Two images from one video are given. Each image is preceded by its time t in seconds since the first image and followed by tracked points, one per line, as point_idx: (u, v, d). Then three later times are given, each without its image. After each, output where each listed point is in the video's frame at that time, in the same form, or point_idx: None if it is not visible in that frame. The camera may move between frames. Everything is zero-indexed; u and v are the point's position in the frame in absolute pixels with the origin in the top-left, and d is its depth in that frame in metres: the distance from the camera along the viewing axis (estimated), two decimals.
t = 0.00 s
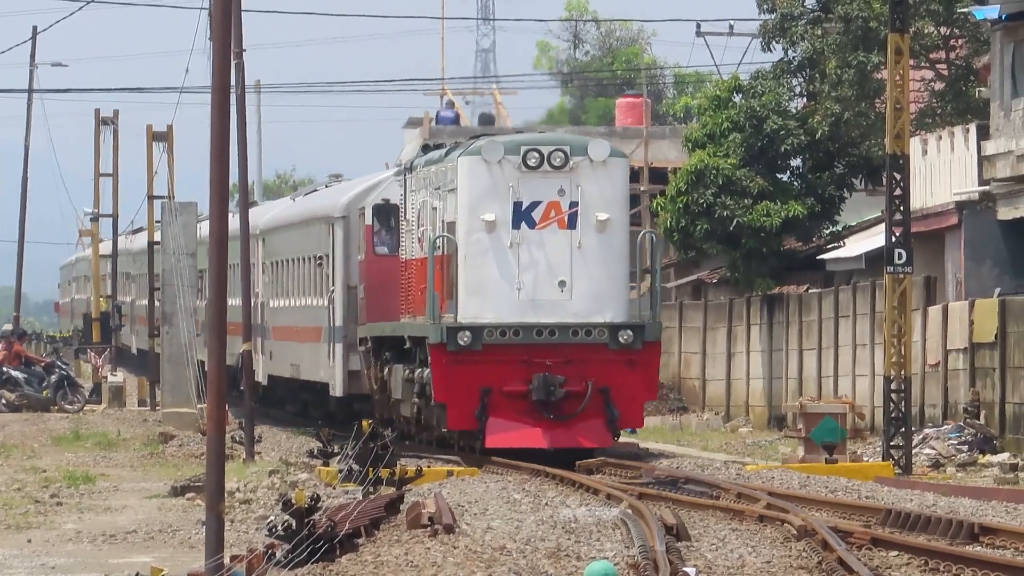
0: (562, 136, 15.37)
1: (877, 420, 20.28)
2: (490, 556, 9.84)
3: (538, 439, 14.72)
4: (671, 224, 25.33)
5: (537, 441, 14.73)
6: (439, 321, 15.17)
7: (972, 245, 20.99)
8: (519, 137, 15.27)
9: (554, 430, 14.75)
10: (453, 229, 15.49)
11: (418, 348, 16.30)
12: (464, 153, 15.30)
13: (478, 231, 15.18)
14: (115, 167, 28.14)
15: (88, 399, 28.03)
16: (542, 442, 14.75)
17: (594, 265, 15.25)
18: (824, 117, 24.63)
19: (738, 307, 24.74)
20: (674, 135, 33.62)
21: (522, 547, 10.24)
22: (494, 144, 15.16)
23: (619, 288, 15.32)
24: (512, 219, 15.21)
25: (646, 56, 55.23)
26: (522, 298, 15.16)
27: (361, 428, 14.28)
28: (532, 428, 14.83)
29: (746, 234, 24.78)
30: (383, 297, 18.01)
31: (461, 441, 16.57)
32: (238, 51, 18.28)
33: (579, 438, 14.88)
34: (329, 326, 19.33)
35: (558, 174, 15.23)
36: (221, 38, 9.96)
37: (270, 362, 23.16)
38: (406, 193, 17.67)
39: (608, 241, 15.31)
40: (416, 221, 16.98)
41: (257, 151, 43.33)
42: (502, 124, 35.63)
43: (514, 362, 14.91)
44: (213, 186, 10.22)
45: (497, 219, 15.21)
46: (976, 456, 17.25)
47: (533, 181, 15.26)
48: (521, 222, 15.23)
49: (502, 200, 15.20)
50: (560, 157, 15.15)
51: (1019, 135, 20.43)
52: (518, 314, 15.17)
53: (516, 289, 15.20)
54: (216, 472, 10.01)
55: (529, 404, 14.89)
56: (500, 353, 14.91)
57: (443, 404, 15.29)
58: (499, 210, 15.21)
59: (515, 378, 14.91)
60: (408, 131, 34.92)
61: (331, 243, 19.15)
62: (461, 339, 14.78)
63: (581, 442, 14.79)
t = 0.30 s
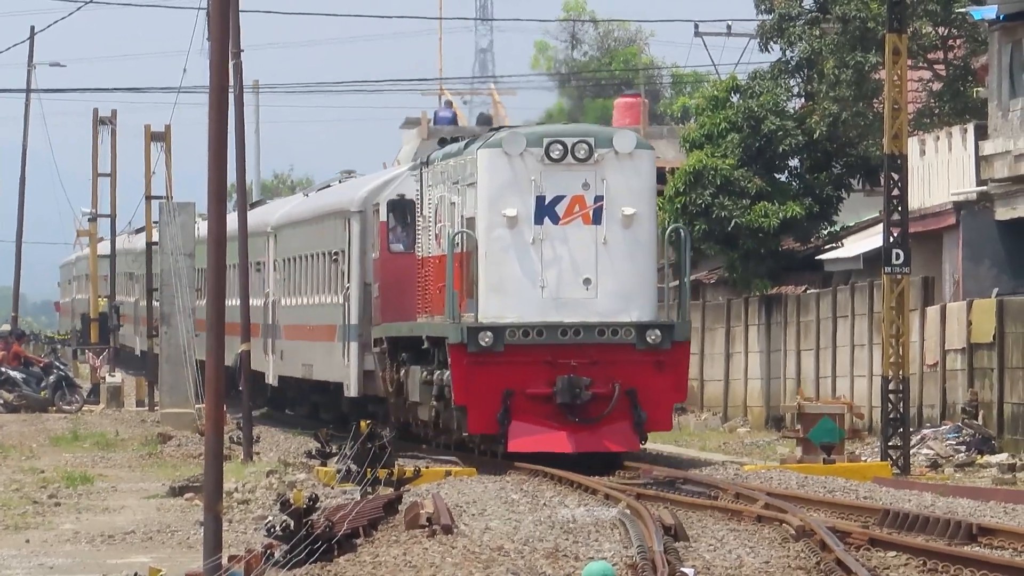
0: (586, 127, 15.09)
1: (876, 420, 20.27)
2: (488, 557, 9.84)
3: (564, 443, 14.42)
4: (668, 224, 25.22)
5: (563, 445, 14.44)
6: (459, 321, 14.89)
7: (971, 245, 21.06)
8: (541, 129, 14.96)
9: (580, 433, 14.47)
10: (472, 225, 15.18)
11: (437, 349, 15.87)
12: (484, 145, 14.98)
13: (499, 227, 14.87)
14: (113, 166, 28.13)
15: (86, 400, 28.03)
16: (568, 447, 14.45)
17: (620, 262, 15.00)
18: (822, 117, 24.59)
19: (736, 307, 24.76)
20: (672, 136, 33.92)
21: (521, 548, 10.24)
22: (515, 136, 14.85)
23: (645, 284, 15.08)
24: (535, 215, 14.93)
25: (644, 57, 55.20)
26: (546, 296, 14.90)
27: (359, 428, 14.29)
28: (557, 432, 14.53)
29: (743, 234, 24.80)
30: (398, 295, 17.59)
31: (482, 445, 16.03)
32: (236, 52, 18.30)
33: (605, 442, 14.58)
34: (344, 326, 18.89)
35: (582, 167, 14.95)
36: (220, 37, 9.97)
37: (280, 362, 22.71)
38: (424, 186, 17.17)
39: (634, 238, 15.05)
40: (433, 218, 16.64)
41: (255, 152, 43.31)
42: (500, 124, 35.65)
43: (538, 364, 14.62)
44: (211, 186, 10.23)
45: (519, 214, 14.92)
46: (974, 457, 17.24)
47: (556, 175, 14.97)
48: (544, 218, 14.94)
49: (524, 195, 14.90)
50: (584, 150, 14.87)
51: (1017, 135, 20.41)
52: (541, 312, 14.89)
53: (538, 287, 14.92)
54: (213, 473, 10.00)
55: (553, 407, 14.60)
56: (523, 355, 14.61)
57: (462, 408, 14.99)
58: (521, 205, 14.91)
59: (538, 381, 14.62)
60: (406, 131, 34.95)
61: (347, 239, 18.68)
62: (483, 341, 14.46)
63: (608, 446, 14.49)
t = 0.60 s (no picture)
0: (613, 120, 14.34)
1: (874, 422, 20.26)
2: (485, 559, 9.84)
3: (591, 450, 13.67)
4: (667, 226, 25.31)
5: (589, 453, 13.69)
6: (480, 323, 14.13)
7: (968, 248, 21.10)
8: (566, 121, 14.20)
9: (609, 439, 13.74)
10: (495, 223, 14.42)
11: (458, 351, 15.15)
12: (506, 139, 14.23)
13: (522, 225, 14.12)
14: (110, 168, 28.12)
15: (84, 402, 28.04)
16: (595, 455, 13.70)
17: (649, 260, 14.21)
18: (819, 119, 24.64)
19: (734, 310, 24.77)
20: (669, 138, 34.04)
21: (518, 550, 10.24)
22: (540, 129, 14.08)
23: (676, 284, 14.30)
24: (561, 212, 14.16)
25: (642, 59, 55.21)
26: (572, 297, 14.13)
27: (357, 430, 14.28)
28: (585, 438, 13.79)
29: (742, 236, 24.82)
30: (415, 297, 16.80)
31: (505, 452, 15.39)
32: (233, 53, 18.27)
33: (634, 449, 13.79)
34: (359, 327, 18.15)
35: (610, 162, 14.18)
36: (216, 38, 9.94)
37: (291, 365, 22.25)
38: (443, 181, 16.45)
39: (664, 235, 14.27)
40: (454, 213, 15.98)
41: (253, 155, 43.33)
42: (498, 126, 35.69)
43: (564, 367, 13.89)
44: (209, 188, 10.19)
45: (543, 211, 14.16)
46: (972, 459, 17.21)
47: (583, 170, 14.20)
48: (570, 215, 14.17)
49: (549, 191, 14.14)
50: (612, 144, 14.12)
51: (1014, 138, 20.45)
52: (567, 314, 14.12)
53: (564, 288, 14.16)
54: (211, 477, 9.97)
55: (580, 412, 13.84)
56: (548, 357, 13.88)
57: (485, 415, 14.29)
58: (545, 201, 14.14)
59: (564, 384, 13.88)
60: (405, 133, 34.96)
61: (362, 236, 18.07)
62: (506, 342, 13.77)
63: (638, 453, 13.72)
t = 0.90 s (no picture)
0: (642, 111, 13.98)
1: (870, 423, 20.24)
2: (482, 559, 9.84)
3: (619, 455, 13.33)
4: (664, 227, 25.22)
5: (617, 458, 13.35)
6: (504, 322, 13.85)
7: (965, 249, 21.05)
8: (593, 112, 13.86)
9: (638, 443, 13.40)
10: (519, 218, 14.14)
11: (480, 352, 14.84)
12: (531, 132, 13.93)
13: (548, 220, 13.81)
14: (106, 170, 28.10)
15: (80, 403, 28.02)
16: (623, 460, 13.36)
17: (679, 257, 13.88)
18: (816, 120, 24.68)
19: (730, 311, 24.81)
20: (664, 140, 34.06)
21: (515, 550, 10.24)
22: (565, 121, 13.76)
23: (708, 281, 13.94)
24: (588, 207, 13.86)
25: (638, 60, 55.19)
26: (600, 295, 13.83)
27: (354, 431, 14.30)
28: (613, 443, 13.44)
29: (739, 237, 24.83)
30: (431, 294, 16.61)
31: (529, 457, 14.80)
32: (230, 55, 18.29)
33: (664, 454, 13.47)
34: (373, 326, 17.84)
35: (639, 154, 13.83)
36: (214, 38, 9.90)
37: (301, 367, 22.25)
38: (461, 176, 16.20)
39: (695, 231, 13.91)
40: (472, 208, 15.69)
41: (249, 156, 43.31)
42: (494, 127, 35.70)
43: (590, 369, 13.53)
44: (205, 191, 10.14)
45: (569, 206, 13.84)
46: (969, 460, 17.17)
47: (610, 163, 13.86)
48: (597, 210, 13.87)
49: (575, 185, 13.83)
50: (640, 136, 13.78)
51: (1010, 138, 20.56)
52: (594, 313, 13.84)
53: (591, 286, 13.86)
54: (207, 479, 9.91)
55: (608, 415, 13.50)
56: (574, 359, 13.53)
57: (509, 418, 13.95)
58: (571, 196, 13.84)
59: (591, 387, 13.53)
60: (400, 134, 34.95)
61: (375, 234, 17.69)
62: (532, 343, 13.41)
63: (668, 459, 13.37)
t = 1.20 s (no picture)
0: (671, 106, 13.54)
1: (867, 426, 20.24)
2: (478, 563, 9.83)
3: (650, 465, 12.90)
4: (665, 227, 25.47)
5: (647, 468, 12.92)
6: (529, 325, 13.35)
7: (961, 252, 21.06)
8: (621, 108, 13.42)
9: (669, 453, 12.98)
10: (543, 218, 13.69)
11: (501, 357, 14.66)
12: (556, 127, 13.46)
13: (574, 219, 13.33)
14: (103, 172, 28.09)
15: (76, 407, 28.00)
16: (654, 470, 12.92)
17: (711, 257, 13.40)
18: (813, 123, 24.62)
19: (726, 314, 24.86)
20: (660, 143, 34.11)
21: (511, 554, 10.23)
22: (593, 116, 13.30)
23: (740, 283, 13.48)
24: (616, 205, 13.38)
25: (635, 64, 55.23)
26: (630, 297, 13.34)
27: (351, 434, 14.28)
28: (643, 452, 13.01)
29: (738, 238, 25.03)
30: (449, 294, 16.47)
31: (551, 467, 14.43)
32: (227, 57, 18.30)
33: (696, 464, 13.06)
34: (388, 329, 17.71)
35: (669, 151, 13.37)
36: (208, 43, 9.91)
37: (310, 373, 22.19)
38: (483, 171, 15.92)
39: (728, 231, 13.45)
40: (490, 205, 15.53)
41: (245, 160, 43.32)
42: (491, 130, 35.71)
43: (619, 376, 13.10)
44: (202, 195, 10.22)
45: (596, 204, 13.37)
46: (965, 462, 17.13)
47: (639, 160, 13.40)
48: (626, 208, 13.40)
49: (603, 182, 13.36)
50: (671, 132, 13.33)
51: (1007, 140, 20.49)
52: (623, 317, 13.32)
53: (619, 288, 13.37)
54: (204, 482, 9.97)
55: (637, 424, 13.06)
56: (601, 365, 13.10)
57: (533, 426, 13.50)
58: (599, 195, 13.37)
59: (619, 394, 13.10)
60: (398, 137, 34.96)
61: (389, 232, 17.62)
62: (559, 347, 12.97)
63: (700, 469, 12.95)
